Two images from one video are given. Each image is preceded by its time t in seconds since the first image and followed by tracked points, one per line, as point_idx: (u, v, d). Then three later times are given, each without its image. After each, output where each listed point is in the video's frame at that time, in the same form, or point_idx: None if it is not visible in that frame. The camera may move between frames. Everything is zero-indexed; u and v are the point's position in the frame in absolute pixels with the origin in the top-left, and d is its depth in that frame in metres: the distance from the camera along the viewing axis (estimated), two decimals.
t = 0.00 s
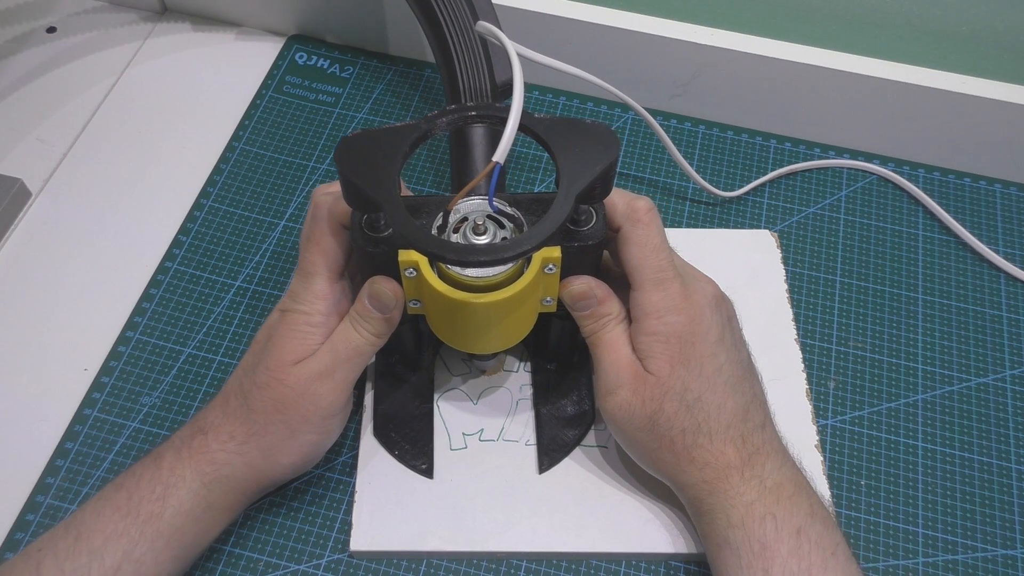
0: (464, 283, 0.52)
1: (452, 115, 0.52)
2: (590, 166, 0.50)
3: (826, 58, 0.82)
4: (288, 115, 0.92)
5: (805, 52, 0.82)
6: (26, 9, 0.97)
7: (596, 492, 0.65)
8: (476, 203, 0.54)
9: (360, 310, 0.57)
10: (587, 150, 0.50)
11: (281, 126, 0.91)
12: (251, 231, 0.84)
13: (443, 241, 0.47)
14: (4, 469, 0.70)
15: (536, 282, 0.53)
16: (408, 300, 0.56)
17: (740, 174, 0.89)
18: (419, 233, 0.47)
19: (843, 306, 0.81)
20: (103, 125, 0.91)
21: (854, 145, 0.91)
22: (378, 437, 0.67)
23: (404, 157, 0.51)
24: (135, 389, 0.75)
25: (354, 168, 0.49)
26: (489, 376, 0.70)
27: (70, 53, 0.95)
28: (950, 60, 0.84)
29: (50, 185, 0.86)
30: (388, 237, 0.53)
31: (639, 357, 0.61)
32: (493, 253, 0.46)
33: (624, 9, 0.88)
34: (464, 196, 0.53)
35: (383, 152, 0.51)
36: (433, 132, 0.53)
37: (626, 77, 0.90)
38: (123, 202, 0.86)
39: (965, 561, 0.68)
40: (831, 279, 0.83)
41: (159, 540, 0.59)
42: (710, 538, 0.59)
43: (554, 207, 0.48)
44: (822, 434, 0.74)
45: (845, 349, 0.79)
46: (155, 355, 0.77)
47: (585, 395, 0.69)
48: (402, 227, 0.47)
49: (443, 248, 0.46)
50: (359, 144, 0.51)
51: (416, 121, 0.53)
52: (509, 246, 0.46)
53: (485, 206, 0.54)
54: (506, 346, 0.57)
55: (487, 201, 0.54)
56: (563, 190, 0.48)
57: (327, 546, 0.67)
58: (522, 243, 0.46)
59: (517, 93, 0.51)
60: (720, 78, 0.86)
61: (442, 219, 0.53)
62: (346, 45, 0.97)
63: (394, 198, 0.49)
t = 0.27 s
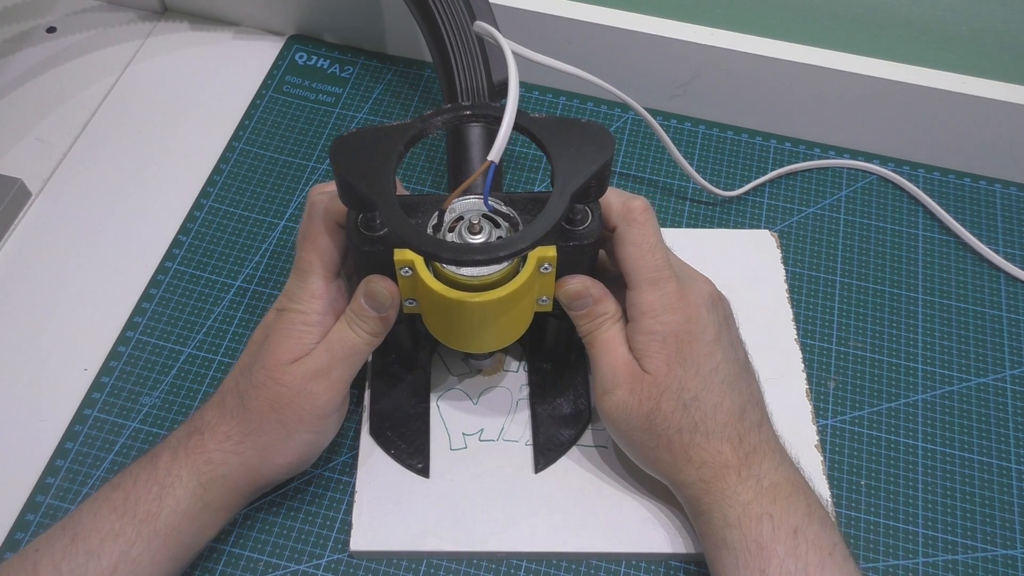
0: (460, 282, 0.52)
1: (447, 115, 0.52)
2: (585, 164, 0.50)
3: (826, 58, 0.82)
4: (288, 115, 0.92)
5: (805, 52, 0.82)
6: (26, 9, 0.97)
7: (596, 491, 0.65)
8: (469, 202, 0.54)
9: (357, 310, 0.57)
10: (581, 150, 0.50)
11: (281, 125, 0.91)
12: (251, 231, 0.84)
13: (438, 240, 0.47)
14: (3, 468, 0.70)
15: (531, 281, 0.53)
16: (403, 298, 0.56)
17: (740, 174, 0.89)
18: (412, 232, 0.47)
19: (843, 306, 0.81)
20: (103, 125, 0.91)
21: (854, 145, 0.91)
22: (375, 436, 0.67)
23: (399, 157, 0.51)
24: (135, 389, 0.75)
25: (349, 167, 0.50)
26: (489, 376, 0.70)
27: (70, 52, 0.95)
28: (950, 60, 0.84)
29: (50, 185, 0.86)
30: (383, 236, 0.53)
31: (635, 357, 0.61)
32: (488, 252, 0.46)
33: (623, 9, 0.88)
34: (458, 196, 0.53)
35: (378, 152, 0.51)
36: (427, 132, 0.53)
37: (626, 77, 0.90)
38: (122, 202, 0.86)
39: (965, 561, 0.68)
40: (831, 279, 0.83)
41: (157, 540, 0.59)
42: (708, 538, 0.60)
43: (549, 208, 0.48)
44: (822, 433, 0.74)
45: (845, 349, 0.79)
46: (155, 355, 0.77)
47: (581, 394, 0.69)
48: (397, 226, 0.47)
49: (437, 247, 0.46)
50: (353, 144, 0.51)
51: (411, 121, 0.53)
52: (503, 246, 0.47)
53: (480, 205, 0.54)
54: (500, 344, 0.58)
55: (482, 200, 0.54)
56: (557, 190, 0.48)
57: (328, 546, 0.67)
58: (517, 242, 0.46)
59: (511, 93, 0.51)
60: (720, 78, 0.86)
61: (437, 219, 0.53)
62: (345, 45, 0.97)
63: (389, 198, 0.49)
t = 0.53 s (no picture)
0: (457, 275, 0.52)
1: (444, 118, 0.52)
2: (583, 163, 0.50)
3: (826, 59, 0.82)
4: (288, 115, 0.92)
5: (805, 52, 0.82)
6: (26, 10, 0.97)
7: (596, 491, 0.65)
8: (467, 193, 0.54)
9: (352, 306, 0.57)
10: (579, 149, 0.50)
11: (281, 125, 0.91)
12: (251, 231, 0.84)
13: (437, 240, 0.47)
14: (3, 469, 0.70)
15: (529, 274, 0.53)
16: (400, 293, 0.56)
17: (740, 174, 0.89)
18: (412, 233, 0.47)
19: (843, 306, 0.81)
20: (104, 124, 0.91)
21: (854, 145, 0.91)
22: (375, 438, 0.67)
23: (397, 158, 0.51)
24: (135, 389, 0.75)
25: (347, 167, 0.50)
26: (489, 377, 0.70)
27: (70, 52, 0.95)
28: (949, 60, 0.84)
29: (50, 185, 0.86)
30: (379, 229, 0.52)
31: (634, 356, 0.61)
32: (487, 253, 0.46)
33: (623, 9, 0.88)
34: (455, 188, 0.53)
35: (376, 154, 0.50)
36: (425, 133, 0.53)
37: (626, 77, 0.90)
38: (123, 201, 0.86)
39: (965, 561, 0.68)
40: (831, 279, 0.83)
41: (156, 540, 0.59)
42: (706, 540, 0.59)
43: (547, 209, 0.48)
44: (822, 433, 0.74)
45: (845, 349, 0.79)
46: (155, 354, 0.77)
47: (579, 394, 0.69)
48: (396, 228, 0.47)
49: (437, 249, 0.46)
50: (351, 147, 0.51)
51: (408, 122, 0.53)
52: (502, 246, 0.47)
53: (477, 196, 0.53)
54: (498, 338, 0.57)
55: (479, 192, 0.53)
56: (556, 190, 0.48)
57: (328, 546, 0.67)
58: (516, 242, 0.47)
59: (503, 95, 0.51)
60: (720, 78, 0.86)
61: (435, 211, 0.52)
62: (346, 45, 0.97)
63: (387, 199, 0.49)
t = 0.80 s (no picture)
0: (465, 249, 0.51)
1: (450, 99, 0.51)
2: (586, 136, 0.50)
3: (826, 59, 0.82)
4: (288, 115, 0.92)
5: (805, 52, 0.82)
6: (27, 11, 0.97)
7: (597, 490, 0.65)
8: (471, 163, 0.53)
9: (356, 289, 0.57)
10: (582, 123, 0.50)
11: (281, 125, 0.91)
12: (251, 232, 0.84)
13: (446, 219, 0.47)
14: (4, 468, 0.70)
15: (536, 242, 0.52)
16: (408, 272, 0.55)
17: (740, 174, 0.89)
18: (425, 214, 0.47)
19: (843, 306, 0.81)
20: (104, 125, 0.91)
21: (854, 145, 0.91)
22: (387, 428, 0.67)
23: (404, 143, 0.50)
24: (135, 389, 0.75)
25: (354, 157, 0.49)
26: (490, 376, 0.70)
27: (71, 53, 0.95)
28: (948, 60, 0.84)
29: (50, 184, 0.86)
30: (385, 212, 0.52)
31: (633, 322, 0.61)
32: (494, 230, 0.46)
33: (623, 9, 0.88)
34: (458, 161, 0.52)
35: (383, 139, 0.50)
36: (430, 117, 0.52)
37: (626, 77, 0.90)
38: (123, 201, 0.86)
39: (965, 561, 0.68)
40: (831, 279, 0.83)
41: (164, 533, 0.59)
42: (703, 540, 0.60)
43: (556, 179, 0.48)
44: (822, 434, 0.74)
45: (845, 349, 0.79)
46: (155, 355, 0.77)
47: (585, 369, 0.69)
48: (407, 210, 0.47)
49: (444, 227, 0.46)
50: (358, 133, 0.50)
51: (413, 106, 0.52)
52: (508, 224, 0.46)
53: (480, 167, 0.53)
54: (509, 310, 0.57)
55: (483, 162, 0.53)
56: (564, 161, 0.48)
57: (328, 546, 0.67)
58: (523, 221, 0.46)
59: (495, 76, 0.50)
60: (720, 78, 0.86)
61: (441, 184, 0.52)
62: (346, 45, 0.97)
63: (396, 182, 0.48)
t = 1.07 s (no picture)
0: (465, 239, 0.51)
1: (448, 91, 0.51)
2: (584, 126, 0.50)
3: (826, 59, 0.82)
4: (288, 115, 0.92)
5: (805, 52, 0.82)
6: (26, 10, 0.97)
7: (597, 490, 0.65)
8: (470, 155, 0.53)
9: (357, 283, 0.57)
10: (579, 113, 0.50)
11: (281, 126, 0.91)
12: (251, 232, 0.84)
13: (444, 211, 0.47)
14: (4, 469, 0.70)
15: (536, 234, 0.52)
16: (409, 264, 0.56)
17: (740, 175, 0.89)
18: (427, 205, 0.47)
19: (843, 306, 0.81)
20: (104, 124, 0.91)
21: (854, 146, 0.91)
22: (387, 419, 0.68)
23: (403, 135, 0.50)
24: (135, 389, 0.75)
25: (355, 149, 0.49)
26: (490, 376, 0.70)
27: (70, 52, 0.95)
28: (949, 60, 0.84)
29: (50, 184, 0.86)
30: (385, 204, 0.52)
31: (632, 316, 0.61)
32: (493, 221, 0.46)
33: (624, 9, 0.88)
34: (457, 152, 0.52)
35: (382, 131, 0.50)
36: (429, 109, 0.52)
37: (627, 77, 0.89)
38: (124, 201, 0.86)
39: (965, 561, 0.68)
40: (831, 279, 0.83)
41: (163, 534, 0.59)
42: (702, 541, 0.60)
43: (556, 170, 0.48)
44: (822, 434, 0.74)
45: (845, 349, 0.79)
46: (155, 355, 0.77)
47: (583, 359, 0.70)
48: (406, 202, 0.47)
49: (444, 219, 0.46)
50: (357, 125, 0.50)
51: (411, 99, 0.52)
52: (507, 215, 0.47)
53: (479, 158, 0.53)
54: (509, 302, 0.57)
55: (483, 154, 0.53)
56: (562, 151, 0.48)
57: (328, 546, 0.67)
58: (520, 212, 0.46)
59: (495, 68, 0.51)
60: (721, 77, 0.86)
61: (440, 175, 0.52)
62: (346, 45, 0.97)
63: (396, 174, 0.48)
